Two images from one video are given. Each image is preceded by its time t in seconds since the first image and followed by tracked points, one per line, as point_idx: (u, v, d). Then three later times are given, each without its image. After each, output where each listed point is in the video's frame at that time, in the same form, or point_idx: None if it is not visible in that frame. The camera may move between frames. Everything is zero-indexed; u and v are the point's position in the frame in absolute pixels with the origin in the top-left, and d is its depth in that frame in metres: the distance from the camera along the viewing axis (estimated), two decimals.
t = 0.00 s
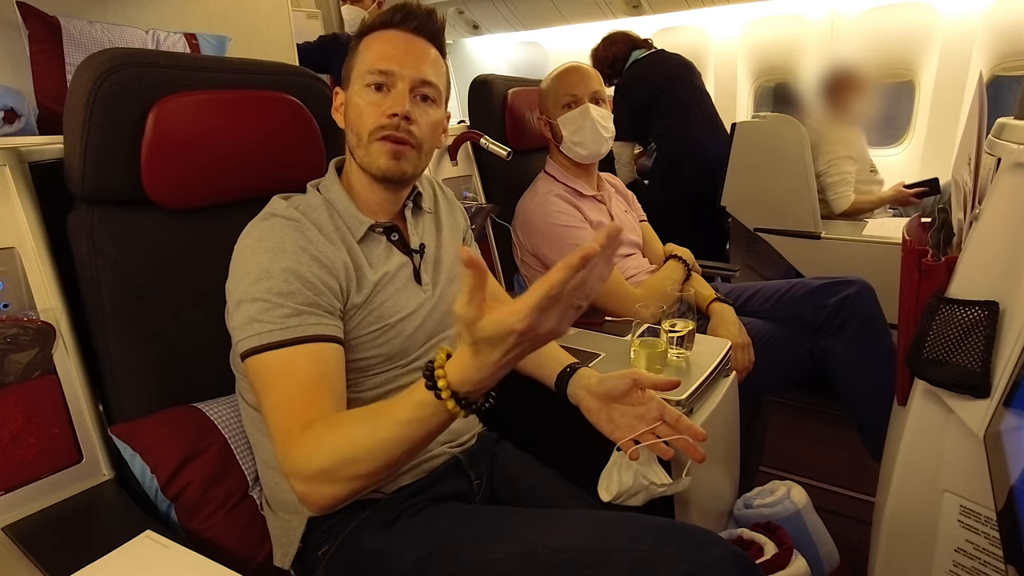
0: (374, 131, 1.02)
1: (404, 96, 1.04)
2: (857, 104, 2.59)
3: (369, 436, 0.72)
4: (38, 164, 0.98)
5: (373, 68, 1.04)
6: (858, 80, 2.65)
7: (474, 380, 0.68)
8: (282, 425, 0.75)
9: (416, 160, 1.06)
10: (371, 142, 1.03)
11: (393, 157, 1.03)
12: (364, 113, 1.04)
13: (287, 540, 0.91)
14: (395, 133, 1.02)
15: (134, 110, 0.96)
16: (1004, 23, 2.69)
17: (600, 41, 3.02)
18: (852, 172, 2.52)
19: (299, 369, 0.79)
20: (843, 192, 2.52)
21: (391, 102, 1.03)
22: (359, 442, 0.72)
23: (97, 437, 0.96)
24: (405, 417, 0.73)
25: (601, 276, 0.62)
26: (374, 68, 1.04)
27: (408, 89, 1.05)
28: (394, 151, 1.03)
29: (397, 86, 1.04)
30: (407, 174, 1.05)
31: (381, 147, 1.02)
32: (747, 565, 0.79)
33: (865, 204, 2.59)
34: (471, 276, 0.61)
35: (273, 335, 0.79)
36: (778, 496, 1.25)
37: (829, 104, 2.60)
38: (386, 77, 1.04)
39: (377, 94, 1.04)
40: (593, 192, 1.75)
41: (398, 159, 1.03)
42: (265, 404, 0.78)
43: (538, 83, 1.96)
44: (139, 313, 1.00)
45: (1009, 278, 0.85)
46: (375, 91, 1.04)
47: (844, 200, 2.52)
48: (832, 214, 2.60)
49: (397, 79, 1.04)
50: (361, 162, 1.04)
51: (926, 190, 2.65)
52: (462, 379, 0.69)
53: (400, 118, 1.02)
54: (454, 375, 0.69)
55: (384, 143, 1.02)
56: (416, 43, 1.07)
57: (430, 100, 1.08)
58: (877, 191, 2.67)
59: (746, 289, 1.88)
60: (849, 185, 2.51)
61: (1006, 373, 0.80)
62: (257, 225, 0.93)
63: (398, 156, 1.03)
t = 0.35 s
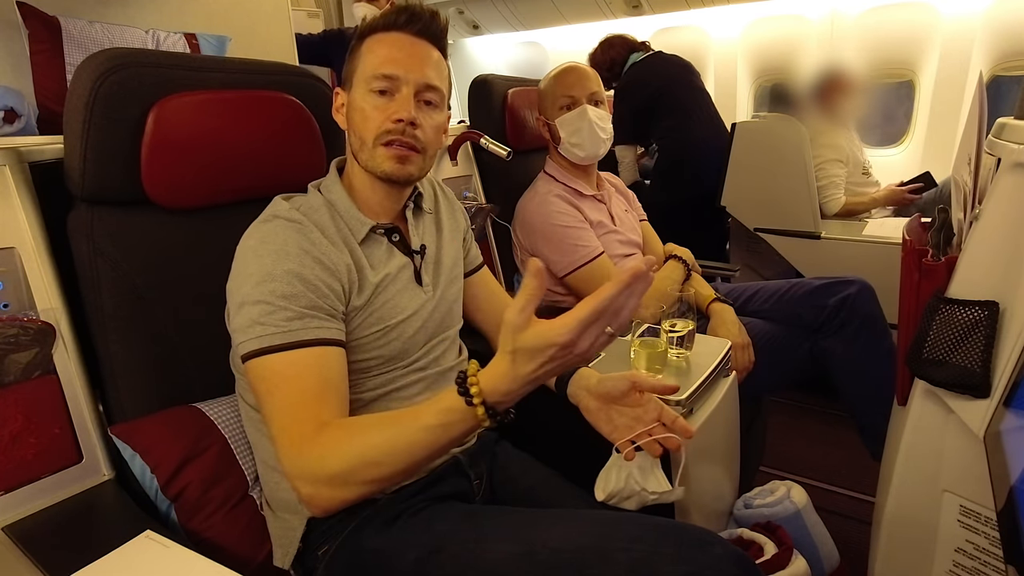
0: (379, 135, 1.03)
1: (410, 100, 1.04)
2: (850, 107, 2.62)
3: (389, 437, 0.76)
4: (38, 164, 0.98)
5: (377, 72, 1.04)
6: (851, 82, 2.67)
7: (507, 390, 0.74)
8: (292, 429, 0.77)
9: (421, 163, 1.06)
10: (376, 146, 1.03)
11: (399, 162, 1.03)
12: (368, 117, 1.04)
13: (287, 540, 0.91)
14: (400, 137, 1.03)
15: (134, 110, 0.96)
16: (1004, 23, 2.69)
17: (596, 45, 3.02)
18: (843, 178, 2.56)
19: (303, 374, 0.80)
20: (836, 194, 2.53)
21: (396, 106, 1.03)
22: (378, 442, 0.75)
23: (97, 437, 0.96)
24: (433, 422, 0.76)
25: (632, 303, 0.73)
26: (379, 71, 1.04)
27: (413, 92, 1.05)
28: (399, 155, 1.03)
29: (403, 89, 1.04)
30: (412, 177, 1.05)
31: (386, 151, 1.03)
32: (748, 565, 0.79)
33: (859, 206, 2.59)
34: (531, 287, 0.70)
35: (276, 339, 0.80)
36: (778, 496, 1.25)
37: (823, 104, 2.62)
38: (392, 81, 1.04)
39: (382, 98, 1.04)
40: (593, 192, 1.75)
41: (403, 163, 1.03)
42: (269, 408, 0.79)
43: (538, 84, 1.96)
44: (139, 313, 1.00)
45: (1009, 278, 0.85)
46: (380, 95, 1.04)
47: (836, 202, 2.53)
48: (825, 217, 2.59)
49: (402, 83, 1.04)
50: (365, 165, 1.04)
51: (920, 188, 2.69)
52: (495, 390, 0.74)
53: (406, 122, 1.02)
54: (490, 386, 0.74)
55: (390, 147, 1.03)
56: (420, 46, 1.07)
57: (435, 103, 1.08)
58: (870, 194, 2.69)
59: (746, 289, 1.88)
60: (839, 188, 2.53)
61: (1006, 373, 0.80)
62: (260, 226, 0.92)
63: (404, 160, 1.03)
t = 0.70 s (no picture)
0: (381, 136, 1.03)
1: (411, 100, 1.04)
2: (850, 107, 2.62)
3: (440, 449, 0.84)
4: (39, 164, 0.97)
5: (379, 72, 1.04)
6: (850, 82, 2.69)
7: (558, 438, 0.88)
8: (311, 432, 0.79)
9: (422, 163, 1.06)
10: (377, 147, 1.03)
11: (400, 162, 1.03)
12: (370, 117, 1.04)
13: (287, 540, 0.91)
14: (402, 137, 1.03)
15: (134, 110, 0.96)
16: (1004, 23, 2.67)
17: (599, 42, 3.00)
18: (844, 179, 2.56)
19: (310, 377, 0.82)
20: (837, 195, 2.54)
21: (398, 106, 1.03)
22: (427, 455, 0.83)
23: (97, 436, 0.96)
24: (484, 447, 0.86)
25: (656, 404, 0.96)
26: (381, 72, 1.04)
27: (415, 92, 1.05)
28: (400, 156, 1.03)
29: (404, 89, 1.05)
30: (412, 178, 1.05)
31: (387, 152, 1.03)
32: (747, 565, 0.79)
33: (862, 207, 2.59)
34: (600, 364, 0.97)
35: (286, 342, 0.82)
36: (777, 496, 1.25)
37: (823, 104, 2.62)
38: (394, 81, 1.04)
39: (384, 98, 1.04)
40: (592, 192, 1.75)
41: (404, 164, 1.03)
42: (281, 410, 0.81)
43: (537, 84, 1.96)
44: (140, 312, 1.00)
45: (1009, 279, 0.85)
46: (382, 95, 1.04)
47: (837, 203, 2.54)
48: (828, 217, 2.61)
49: (404, 83, 1.04)
50: (367, 166, 1.04)
51: (920, 191, 2.71)
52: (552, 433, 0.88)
53: (408, 122, 1.03)
54: (547, 423, 0.88)
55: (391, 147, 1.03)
56: (421, 46, 1.07)
57: (436, 103, 1.09)
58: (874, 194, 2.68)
59: (746, 289, 1.87)
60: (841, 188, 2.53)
61: (1006, 374, 0.80)
62: (266, 227, 0.91)
63: (405, 161, 1.03)
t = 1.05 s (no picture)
0: (389, 138, 1.03)
1: (420, 103, 1.04)
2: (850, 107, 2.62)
3: (452, 468, 0.87)
4: (38, 164, 0.97)
5: (388, 75, 1.04)
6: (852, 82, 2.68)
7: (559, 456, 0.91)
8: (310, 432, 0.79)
9: (428, 166, 1.06)
10: (385, 148, 1.03)
11: (407, 164, 1.03)
12: (378, 119, 1.03)
13: (287, 539, 0.92)
14: (410, 140, 1.03)
15: (134, 110, 0.96)
16: (1004, 23, 2.67)
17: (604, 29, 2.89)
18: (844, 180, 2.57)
19: (311, 377, 0.82)
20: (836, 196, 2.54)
21: (407, 109, 1.03)
22: (440, 467, 0.86)
23: (97, 437, 0.96)
24: (496, 472, 0.91)
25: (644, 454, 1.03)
26: (391, 75, 1.04)
27: (424, 96, 1.05)
28: (408, 158, 1.03)
29: (413, 93, 1.05)
30: (418, 180, 1.05)
31: (394, 154, 1.03)
32: (747, 565, 0.79)
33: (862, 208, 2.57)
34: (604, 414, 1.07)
35: (289, 342, 0.82)
36: (778, 496, 1.25)
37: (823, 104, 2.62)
38: (403, 84, 1.04)
39: (393, 101, 1.04)
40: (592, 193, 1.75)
41: (412, 166, 1.03)
42: (287, 409, 0.82)
43: (537, 84, 1.95)
44: (140, 313, 1.00)
45: (1009, 279, 0.85)
46: (391, 98, 1.04)
47: (836, 204, 2.54)
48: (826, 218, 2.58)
49: (413, 87, 1.05)
50: (372, 167, 1.04)
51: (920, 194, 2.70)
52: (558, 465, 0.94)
53: (416, 126, 1.03)
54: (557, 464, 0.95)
55: (399, 150, 1.03)
56: (429, 51, 1.07)
57: (443, 108, 1.09)
58: (873, 198, 2.67)
59: (746, 289, 1.87)
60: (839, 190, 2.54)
61: (1006, 373, 0.80)
62: (270, 226, 0.91)
63: (412, 163, 1.03)
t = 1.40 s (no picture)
0: (396, 137, 1.03)
1: (424, 102, 1.05)
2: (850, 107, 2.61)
3: (453, 469, 0.87)
4: (38, 163, 0.98)
5: (391, 74, 1.04)
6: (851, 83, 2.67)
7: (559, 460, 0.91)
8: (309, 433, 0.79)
9: (434, 164, 1.06)
10: (392, 148, 1.03)
11: (415, 163, 1.03)
12: (383, 120, 1.03)
13: (287, 540, 0.92)
14: (417, 139, 1.03)
15: (134, 110, 0.96)
16: (1004, 22, 2.67)
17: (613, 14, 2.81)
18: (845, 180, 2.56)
19: (310, 378, 0.82)
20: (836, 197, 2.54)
21: (412, 108, 1.04)
22: (439, 468, 0.86)
23: (97, 436, 0.96)
24: (496, 475, 0.90)
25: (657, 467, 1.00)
26: (393, 74, 1.04)
27: (427, 94, 1.06)
28: (416, 157, 1.03)
29: (417, 91, 1.05)
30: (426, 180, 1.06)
31: (403, 153, 1.03)
32: (747, 565, 0.79)
33: (863, 209, 2.58)
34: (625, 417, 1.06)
35: (289, 343, 0.82)
36: (778, 496, 1.25)
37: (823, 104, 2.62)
38: (406, 83, 1.04)
39: (397, 100, 1.04)
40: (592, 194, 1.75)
41: (420, 165, 1.04)
42: (287, 409, 0.82)
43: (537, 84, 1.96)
44: (139, 313, 1.00)
45: (1009, 279, 0.85)
46: (395, 97, 1.04)
47: (836, 204, 2.54)
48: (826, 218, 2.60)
49: (416, 85, 1.05)
50: (380, 168, 1.03)
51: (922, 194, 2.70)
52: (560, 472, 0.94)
53: (423, 124, 1.03)
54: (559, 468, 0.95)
55: (406, 150, 1.03)
56: (429, 49, 1.08)
57: (445, 104, 1.10)
58: (875, 198, 2.67)
59: (746, 289, 1.87)
60: (840, 190, 2.53)
61: (1007, 373, 0.80)
62: (269, 226, 0.91)
63: (420, 162, 1.04)
